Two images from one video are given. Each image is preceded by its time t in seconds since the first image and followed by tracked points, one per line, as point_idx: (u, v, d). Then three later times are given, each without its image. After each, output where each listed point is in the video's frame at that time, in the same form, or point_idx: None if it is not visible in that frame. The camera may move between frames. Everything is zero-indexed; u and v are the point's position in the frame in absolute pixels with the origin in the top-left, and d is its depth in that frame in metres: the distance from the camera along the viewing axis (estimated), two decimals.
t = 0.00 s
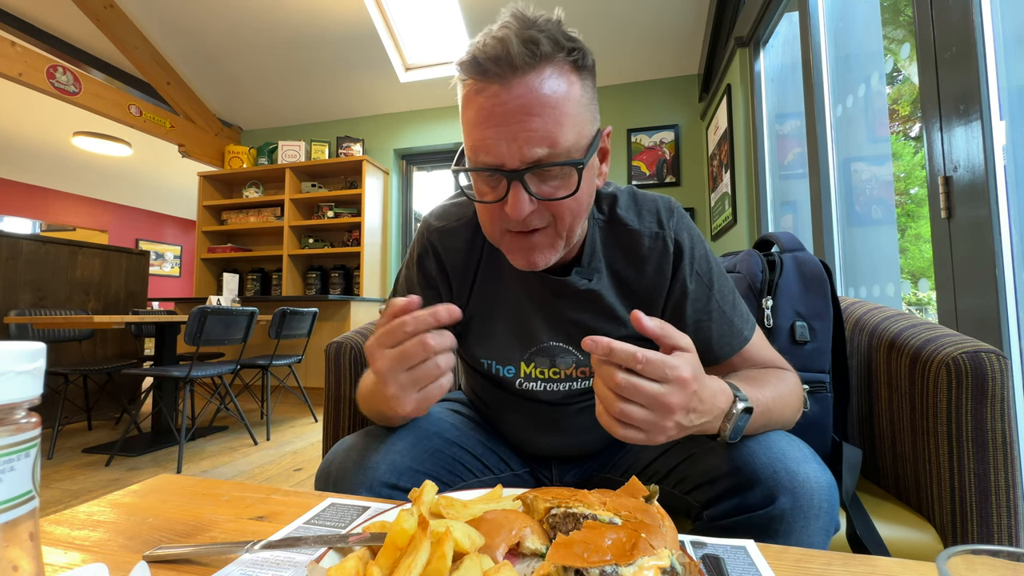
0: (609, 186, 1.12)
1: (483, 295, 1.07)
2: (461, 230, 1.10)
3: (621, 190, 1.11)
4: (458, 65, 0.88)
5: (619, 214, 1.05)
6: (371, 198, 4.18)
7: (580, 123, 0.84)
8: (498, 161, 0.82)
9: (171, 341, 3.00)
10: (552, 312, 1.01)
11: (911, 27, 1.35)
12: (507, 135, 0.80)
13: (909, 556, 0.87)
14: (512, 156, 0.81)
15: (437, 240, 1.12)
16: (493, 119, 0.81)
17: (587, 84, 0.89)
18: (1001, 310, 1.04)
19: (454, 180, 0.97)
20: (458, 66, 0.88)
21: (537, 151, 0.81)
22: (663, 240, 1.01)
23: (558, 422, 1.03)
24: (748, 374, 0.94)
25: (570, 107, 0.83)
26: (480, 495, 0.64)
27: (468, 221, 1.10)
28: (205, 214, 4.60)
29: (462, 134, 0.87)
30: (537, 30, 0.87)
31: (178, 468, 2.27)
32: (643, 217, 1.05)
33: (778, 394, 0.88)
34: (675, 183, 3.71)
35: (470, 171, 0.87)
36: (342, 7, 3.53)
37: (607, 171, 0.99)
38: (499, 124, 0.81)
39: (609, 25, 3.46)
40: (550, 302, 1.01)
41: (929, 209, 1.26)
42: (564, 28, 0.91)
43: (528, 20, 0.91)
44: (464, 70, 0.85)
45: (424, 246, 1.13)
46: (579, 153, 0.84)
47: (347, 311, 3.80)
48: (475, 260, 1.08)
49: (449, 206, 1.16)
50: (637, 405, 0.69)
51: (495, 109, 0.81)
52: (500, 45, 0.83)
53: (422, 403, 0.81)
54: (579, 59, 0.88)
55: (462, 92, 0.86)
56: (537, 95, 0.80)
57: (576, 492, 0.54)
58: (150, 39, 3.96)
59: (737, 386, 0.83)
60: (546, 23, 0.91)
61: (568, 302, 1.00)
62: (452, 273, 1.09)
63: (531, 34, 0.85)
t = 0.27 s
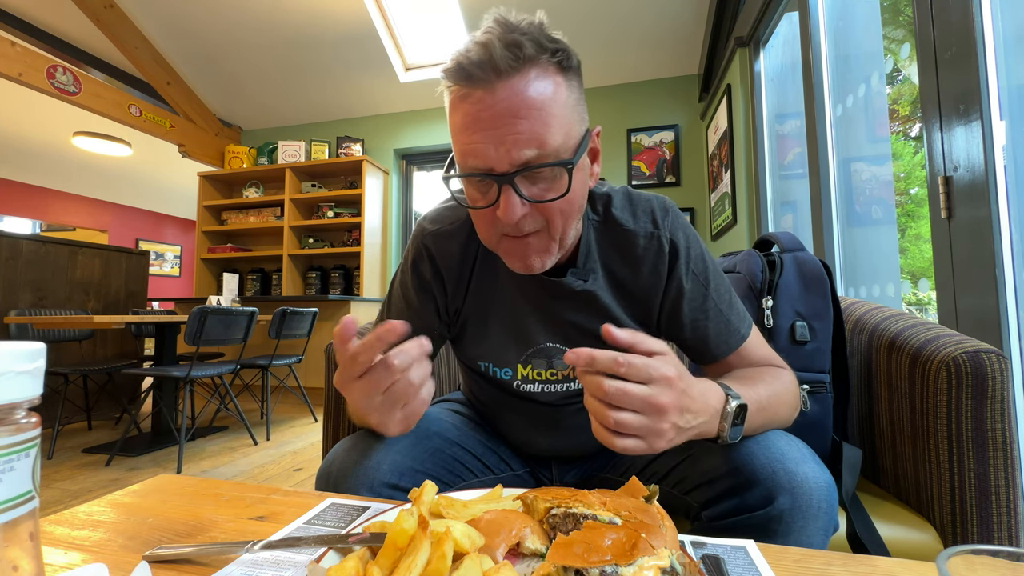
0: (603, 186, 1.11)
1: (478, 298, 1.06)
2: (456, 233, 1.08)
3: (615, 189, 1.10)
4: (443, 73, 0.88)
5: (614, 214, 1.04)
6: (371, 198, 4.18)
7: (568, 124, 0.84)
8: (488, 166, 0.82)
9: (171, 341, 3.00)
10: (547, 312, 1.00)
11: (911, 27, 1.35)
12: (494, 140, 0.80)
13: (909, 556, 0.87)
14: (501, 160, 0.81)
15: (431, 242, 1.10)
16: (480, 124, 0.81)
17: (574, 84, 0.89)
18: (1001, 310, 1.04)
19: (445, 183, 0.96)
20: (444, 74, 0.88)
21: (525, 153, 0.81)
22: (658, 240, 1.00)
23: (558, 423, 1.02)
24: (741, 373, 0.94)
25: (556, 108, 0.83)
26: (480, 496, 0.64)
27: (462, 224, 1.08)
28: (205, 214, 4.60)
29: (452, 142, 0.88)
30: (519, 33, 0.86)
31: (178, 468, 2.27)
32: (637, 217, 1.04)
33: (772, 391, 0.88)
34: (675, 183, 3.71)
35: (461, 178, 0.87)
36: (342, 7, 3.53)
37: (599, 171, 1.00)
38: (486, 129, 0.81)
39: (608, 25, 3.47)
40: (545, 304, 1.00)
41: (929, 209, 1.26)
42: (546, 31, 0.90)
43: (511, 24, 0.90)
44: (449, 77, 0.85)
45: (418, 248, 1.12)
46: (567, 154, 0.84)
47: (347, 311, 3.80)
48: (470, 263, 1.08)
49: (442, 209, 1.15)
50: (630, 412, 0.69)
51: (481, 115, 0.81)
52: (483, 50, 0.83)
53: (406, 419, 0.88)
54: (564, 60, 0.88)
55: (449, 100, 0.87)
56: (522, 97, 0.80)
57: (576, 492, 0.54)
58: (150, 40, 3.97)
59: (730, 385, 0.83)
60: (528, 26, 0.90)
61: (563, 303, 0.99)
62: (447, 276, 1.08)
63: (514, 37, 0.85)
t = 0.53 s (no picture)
0: (585, 181, 1.12)
1: (469, 298, 1.06)
2: (446, 234, 1.08)
3: (596, 182, 1.11)
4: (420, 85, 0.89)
5: (596, 208, 1.04)
6: (371, 198, 4.18)
7: (546, 124, 0.85)
8: (470, 170, 0.82)
9: (172, 341, 3.00)
10: (534, 309, 1.01)
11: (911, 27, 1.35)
12: (474, 144, 0.81)
13: (909, 556, 0.87)
14: (483, 163, 0.81)
15: (422, 245, 1.10)
16: (459, 130, 0.82)
17: (549, 85, 0.89)
18: (1001, 310, 1.04)
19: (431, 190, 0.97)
20: (420, 86, 0.88)
21: (505, 155, 0.81)
22: (640, 228, 1.01)
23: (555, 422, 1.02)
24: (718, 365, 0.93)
25: (534, 109, 0.83)
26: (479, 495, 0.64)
27: (451, 226, 1.08)
28: (205, 214, 4.60)
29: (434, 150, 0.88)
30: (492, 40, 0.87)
31: (178, 468, 2.27)
32: (618, 208, 1.05)
33: (753, 380, 0.87)
34: (675, 183, 3.71)
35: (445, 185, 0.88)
36: (342, 7, 3.53)
37: (581, 168, 1.01)
38: (466, 136, 0.81)
39: (608, 25, 3.46)
40: (535, 302, 1.00)
41: (929, 209, 1.26)
42: (517, 36, 0.90)
43: (482, 33, 0.90)
44: (426, 87, 0.85)
45: (409, 251, 1.12)
46: (547, 153, 0.84)
47: (347, 311, 3.80)
48: (461, 263, 1.08)
49: (432, 212, 1.16)
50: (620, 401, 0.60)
51: (460, 121, 0.81)
52: (457, 58, 0.83)
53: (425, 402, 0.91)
54: (538, 61, 0.88)
55: (428, 110, 0.87)
56: (498, 102, 0.81)
57: (576, 492, 0.54)
58: (150, 40, 3.96)
59: (693, 365, 0.82)
60: (499, 32, 0.90)
61: (553, 300, 0.99)
62: (438, 277, 1.08)
63: (487, 44, 0.85)
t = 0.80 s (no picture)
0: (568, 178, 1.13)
1: (461, 298, 1.06)
2: (438, 235, 1.09)
3: (577, 177, 1.11)
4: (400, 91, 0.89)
5: (579, 202, 1.04)
6: (371, 197, 4.18)
7: (524, 123, 0.85)
8: (453, 173, 0.83)
9: (171, 341, 3.00)
10: (523, 305, 1.01)
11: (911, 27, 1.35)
12: (455, 147, 0.81)
13: (909, 556, 0.87)
14: (465, 165, 0.81)
15: (413, 246, 1.11)
16: (440, 134, 0.82)
17: (525, 85, 0.89)
18: (1001, 310, 1.04)
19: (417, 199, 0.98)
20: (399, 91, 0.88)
21: (486, 156, 0.81)
22: (619, 215, 1.01)
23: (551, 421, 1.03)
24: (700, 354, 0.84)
25: (512, 110, 0.83)
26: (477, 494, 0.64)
27: (441, 227, 1.09)
28: (205, 214, 4.60)
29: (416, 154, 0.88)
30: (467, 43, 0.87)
31: (178, 468, 2.27)
32: (599, 199, 1.05)
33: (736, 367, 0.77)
34: (675, 183, 3.71)
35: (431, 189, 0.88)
36: (342, 7, 3.53)
37: (563, 165, 1.02)
38: (446, 140, 0.81)
39: (608, 25, 3.46)
40: (523, 298, 1.00)
41: (929, 209, 1.26)
42: (491, 39, 0.90)
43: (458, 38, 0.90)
44: (405, 94, 0.85)
45: (400, 253, 1.13)
46: (526, 151, 0.84)
47: (347, 311, 3.80)
48: (452, 263, 1.08)
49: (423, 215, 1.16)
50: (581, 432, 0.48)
51: (440, 126, 0.82)
52: (432, 63, 0.83)
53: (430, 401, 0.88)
54: (514, 62, 0.88)
55: (409, 116, 0.87)
56: (476, 105, 0.81)
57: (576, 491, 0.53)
58: (150, 40, 3.96)
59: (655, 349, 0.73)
60: (474, 37, 0.90)
61: (541, 295, 0.99)
62: (429, 277, 1.08)
63: (462, 48, 0.85)
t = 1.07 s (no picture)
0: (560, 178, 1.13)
1: (457, 298, 1.06)
2: (433, 236, 1.09)
3: (570, 177, 1.12)
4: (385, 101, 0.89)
5: (572, 202, 1.05)
6: (371, 197, 4.18)
7: (510, 125, 0.85)
8: (440, 178, 0.83)
9: (171, 341, 3.00)
10: (518, 305, 1.01)
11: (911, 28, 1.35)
12: (441, 152, 0.81)
13: (908, 556, 0.87)
14: (451, 169, 0.81)
15: (408, 248, 1.11)
16: (426, 140, 0.82)
17: (511, 87, 0.89)
18: (1001, 310, 1.04)
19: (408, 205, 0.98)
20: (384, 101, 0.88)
21: (473, 159, 0.81)
22: (610, 212, 1.01)
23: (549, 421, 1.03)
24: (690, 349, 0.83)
25: (496, 112, 0.83)
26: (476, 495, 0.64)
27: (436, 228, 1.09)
28: (205, 214, 4.60)
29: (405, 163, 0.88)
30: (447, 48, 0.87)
31: (178, 468, 2.27)
32: (590, 197, 1.05)
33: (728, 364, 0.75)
34: (675, 183, 3.71)
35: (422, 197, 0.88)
36: (342, 7, 3.52)
37: (553, 165, 1.02)
38: (432, 146, 0.82)
39: (608, 25, 3.46)
40: (518, 299, 1.00)
41: (929, 209, 1.26)
42: (474, 43, 0.90)
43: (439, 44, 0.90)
44: (389, 102, 0.86)
45: (396, 255, 1.13)
46: (512, 152, 0.84)
47: (347, 311, 3.80)
48: (448, 264, 1.08)
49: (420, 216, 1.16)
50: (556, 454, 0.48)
51: (426, 132, 0.82)
52: (414, 70, 0.83)
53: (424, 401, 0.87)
54: (498, 64, 0.88)
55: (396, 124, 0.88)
56: (460, 109, 0.81)
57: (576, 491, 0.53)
58: (149, 40, 3.96)
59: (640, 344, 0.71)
60: (456, 41, 0.91)
61: (535, 294, 0.99)
62: (424, 278, 1.08)
63: (443, 53, 0.85)
